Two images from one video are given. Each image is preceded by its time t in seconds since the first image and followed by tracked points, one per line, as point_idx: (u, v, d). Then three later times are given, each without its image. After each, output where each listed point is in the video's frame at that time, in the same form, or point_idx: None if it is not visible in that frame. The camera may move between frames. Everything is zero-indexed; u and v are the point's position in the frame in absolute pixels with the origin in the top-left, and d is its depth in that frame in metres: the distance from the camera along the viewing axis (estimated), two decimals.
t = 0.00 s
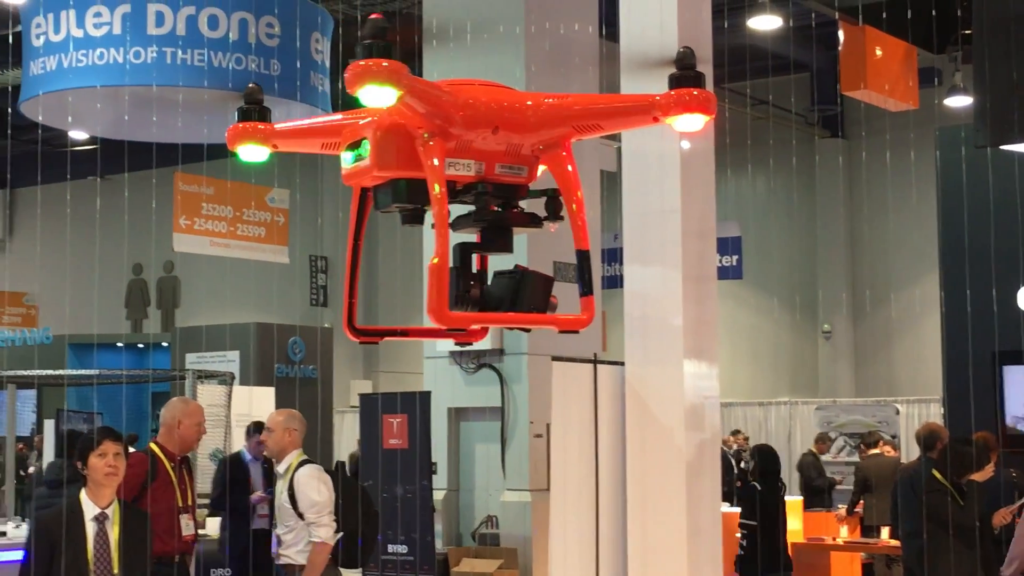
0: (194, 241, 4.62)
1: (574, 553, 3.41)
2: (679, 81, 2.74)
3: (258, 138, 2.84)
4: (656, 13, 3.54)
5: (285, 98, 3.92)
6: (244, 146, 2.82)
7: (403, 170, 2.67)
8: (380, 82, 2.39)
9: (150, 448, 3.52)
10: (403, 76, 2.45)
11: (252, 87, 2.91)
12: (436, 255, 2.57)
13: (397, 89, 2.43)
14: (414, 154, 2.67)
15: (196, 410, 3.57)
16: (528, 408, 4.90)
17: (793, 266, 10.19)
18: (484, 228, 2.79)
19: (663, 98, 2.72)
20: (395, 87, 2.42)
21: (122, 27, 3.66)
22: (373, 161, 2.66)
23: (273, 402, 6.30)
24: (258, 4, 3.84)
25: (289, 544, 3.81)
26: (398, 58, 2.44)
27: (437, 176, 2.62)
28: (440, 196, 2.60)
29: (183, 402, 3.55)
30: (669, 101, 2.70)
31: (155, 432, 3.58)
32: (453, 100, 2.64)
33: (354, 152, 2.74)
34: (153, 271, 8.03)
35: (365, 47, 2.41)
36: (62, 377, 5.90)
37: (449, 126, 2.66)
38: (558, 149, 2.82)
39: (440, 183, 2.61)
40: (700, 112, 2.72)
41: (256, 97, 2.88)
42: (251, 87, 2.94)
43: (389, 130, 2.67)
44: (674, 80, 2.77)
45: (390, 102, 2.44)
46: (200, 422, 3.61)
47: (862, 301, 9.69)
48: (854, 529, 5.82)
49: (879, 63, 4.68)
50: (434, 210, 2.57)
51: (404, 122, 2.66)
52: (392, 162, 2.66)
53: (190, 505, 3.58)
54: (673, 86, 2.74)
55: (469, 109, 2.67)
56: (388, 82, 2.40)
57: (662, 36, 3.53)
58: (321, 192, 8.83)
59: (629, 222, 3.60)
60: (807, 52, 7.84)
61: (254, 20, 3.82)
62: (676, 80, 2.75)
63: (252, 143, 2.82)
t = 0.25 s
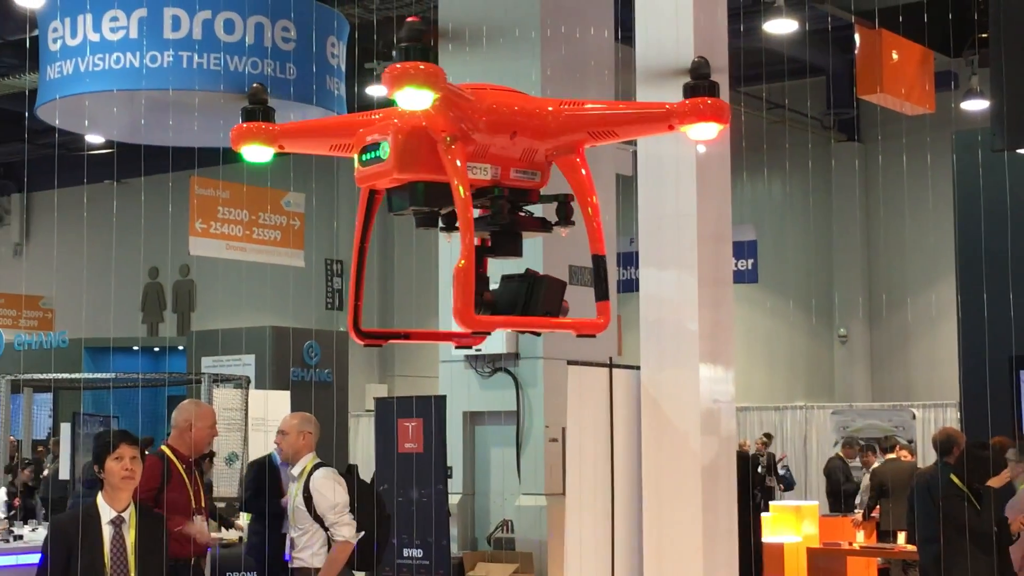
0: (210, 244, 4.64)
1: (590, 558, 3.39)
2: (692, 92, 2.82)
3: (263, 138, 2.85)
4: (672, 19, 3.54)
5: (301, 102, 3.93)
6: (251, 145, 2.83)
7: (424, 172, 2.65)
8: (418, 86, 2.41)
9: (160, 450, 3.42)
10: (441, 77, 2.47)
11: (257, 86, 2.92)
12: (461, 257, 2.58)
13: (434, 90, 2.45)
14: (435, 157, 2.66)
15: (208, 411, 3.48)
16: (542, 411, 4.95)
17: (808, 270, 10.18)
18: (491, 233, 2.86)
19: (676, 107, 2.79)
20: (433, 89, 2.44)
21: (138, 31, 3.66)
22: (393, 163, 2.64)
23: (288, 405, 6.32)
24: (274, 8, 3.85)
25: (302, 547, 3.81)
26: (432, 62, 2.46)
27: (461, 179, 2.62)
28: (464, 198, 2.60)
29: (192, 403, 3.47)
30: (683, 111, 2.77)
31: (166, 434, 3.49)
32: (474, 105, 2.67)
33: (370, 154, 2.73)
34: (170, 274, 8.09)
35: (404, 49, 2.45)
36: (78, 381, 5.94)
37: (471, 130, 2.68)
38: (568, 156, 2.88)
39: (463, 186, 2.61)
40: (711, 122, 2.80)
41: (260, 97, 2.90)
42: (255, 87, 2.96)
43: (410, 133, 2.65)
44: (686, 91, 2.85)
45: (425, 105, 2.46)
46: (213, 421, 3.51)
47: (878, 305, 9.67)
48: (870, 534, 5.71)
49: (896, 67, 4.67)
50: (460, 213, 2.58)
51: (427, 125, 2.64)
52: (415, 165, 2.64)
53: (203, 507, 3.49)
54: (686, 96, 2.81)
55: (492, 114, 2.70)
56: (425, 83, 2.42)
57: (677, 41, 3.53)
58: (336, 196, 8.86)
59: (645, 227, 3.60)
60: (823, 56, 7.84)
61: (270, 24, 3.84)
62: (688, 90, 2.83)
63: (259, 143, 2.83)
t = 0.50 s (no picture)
0: (221, 248, 4.57)
1: (599, 561, 3.39)
2: (699, 95, 2.81)
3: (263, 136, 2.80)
4: (680, 21, 3.53)
5: (310, 106, 3.94)
6: (251, 144, 2.78)
7: (436, 171, 2.69)
8: (445, 85, 2.41)
9: (170, 453, 3.47)
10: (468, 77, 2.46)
11: (257, 83, 2.85)
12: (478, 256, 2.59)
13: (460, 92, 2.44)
14: (447, 157, 2.68)
15: (219, 415, 3.53)
16: (552, 416, 4.97)
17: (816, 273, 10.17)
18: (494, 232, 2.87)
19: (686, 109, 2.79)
20: (459, 90, 2.44)
21: (148, 35, 3.68)
22: (407, 163, 2.67)
23: (296, 407, 6.33)
24: (283, 12, 3.86)
25: (311, 549, 3.77)
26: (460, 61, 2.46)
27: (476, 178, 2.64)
28: (481, 196, 2.62)
29: (203, 406, 3.51)
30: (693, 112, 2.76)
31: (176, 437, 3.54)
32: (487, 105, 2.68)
33: (380, 153, 2.75)
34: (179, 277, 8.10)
35: (430, 48, 2.46)
36: (87, 383, 5.95)
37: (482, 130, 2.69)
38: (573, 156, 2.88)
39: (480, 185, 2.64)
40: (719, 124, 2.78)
41: (261, 94, 2.83)
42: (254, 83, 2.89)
43: (423, 132, 2.67)
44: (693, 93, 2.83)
45: (451, 104, 2.45)
46: (222, 426, 3.55)
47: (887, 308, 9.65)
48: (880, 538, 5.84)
49: (904, 71, 4.70)
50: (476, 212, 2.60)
51: (439, 124, 2.67)
52: (427, 164, 2.67)
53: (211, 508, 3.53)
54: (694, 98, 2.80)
55: (503, 114, 2.71)
56: (452, 82, 2.42)
57: (685, 44, 3.53)
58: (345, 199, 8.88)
59: (653, 230, 3.59)
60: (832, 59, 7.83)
61: (279, 28, 3.85)
62: (695, 92, 2.82)
63: (260, 142, 2.77)
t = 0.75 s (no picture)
0: (228, 250, 4.69)
1: (604, 564, 3.37)
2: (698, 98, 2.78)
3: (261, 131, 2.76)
4: (686, 24, 3.53)
5: (316, 108, 3.94)
6: (249, 138, 2.74)
7: (447, 169, 2.66)
8: (470, 82, 2.49)
9: (178, 457, 3.44)
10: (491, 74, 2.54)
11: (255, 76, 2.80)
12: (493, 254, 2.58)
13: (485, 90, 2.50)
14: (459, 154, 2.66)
15: (227, 420, 3.50)
16: (558, 418, 5.03)
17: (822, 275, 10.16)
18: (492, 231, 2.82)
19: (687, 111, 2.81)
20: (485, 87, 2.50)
21: (154, 38, 3.67)
22: (418, 159, 2.63)
23: (302, 410, 6.34)
24: (289, 14, 3.86)
25: (315, 552, 3.70)
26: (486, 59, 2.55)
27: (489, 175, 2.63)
28: (495, 194, 2.62)
29: (211, 411, 3.47)
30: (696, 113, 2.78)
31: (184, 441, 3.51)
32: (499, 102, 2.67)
33: (386, 149, 2.70)
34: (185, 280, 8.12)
35: (455, 45, 2.55)
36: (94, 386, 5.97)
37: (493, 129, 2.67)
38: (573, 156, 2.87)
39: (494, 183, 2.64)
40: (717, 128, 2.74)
41: (258, 87, 2.77)
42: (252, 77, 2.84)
43: (434, 129, 2.65)
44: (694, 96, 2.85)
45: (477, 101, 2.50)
46: (230, 431, 3.52)
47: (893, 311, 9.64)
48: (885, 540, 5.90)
49: (911, 73, 4.74)
50: (491, 209, 2.60)
51: (451, 121, 2.65)
52: (439, 162, 2.64)
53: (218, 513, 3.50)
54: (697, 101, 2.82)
55: (513, 112, 2.70)
56: (477, 79, 2.50)
57: (692, 47, 3.52)
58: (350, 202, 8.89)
59: (659, 232, 3.59)
60: (837, 61, 7.83)
61: (285, 30, 3.84)
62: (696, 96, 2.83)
63: (258, 137, 2.74)
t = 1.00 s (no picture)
0: (230, 251, 4.71)
1: (607, 565, 3.38)
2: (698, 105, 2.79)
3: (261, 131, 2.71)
4: (690, 26, 3.53)
5: (320, 109, 3.94)
6: (249, 138, 2.69)
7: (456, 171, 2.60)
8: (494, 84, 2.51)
9: (183, 459, 3.35)
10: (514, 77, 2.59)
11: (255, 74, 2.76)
12: (505, 261, 2.52)
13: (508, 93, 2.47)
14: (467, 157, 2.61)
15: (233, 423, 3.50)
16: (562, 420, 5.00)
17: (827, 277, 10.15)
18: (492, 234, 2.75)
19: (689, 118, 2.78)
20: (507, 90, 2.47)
21: (158, 40, 3.68)
22: (429, 161, 2.58)
23: (307, 412, 6.34)
24: (293, 16, 3.86)
25: (322, 552, 3.73)
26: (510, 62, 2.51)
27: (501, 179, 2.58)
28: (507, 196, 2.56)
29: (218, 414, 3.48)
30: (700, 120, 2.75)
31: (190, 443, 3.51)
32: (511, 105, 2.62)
33: (394, 151, 2.64)
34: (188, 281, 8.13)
35: (480, 48, 2.60)
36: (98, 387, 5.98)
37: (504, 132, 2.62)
38: (573, 161, 2.82)
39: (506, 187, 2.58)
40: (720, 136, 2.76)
41: (258, 86, 2.74)
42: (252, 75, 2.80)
43: (446, 131, 2.59)
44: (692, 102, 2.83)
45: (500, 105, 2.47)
46: (236, 431, 3.40)
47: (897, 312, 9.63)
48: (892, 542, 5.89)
49: (914, 74, 4.72)
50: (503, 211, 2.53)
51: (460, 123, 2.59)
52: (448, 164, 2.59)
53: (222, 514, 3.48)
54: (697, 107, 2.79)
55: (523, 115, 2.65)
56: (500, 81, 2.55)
57: (696, 49, 3.52)
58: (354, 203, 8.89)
59: (663, 234, 3.58)
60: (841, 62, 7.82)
61: (289, 32, 3.85)
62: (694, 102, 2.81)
63: (259, 136, 2.69)
